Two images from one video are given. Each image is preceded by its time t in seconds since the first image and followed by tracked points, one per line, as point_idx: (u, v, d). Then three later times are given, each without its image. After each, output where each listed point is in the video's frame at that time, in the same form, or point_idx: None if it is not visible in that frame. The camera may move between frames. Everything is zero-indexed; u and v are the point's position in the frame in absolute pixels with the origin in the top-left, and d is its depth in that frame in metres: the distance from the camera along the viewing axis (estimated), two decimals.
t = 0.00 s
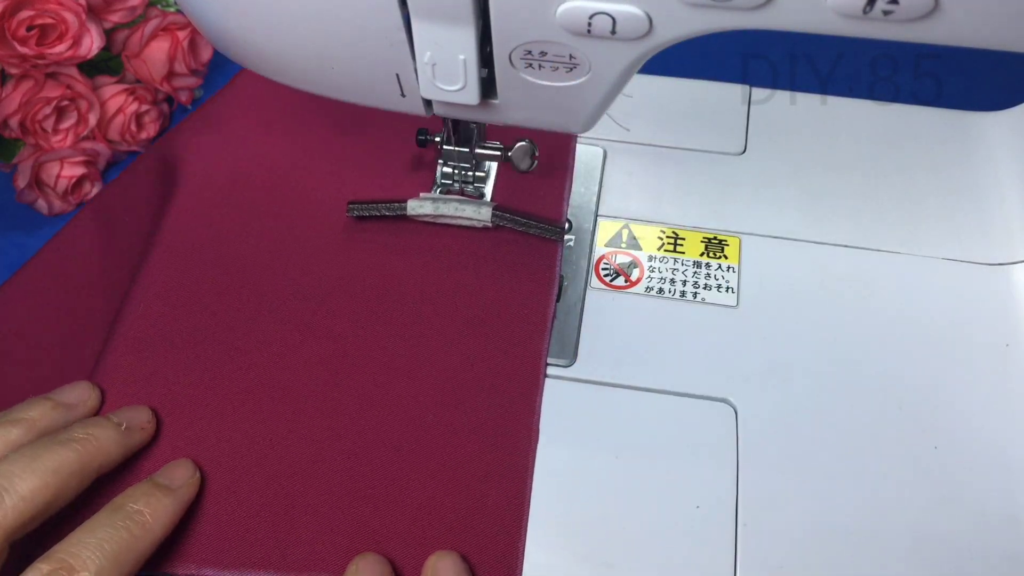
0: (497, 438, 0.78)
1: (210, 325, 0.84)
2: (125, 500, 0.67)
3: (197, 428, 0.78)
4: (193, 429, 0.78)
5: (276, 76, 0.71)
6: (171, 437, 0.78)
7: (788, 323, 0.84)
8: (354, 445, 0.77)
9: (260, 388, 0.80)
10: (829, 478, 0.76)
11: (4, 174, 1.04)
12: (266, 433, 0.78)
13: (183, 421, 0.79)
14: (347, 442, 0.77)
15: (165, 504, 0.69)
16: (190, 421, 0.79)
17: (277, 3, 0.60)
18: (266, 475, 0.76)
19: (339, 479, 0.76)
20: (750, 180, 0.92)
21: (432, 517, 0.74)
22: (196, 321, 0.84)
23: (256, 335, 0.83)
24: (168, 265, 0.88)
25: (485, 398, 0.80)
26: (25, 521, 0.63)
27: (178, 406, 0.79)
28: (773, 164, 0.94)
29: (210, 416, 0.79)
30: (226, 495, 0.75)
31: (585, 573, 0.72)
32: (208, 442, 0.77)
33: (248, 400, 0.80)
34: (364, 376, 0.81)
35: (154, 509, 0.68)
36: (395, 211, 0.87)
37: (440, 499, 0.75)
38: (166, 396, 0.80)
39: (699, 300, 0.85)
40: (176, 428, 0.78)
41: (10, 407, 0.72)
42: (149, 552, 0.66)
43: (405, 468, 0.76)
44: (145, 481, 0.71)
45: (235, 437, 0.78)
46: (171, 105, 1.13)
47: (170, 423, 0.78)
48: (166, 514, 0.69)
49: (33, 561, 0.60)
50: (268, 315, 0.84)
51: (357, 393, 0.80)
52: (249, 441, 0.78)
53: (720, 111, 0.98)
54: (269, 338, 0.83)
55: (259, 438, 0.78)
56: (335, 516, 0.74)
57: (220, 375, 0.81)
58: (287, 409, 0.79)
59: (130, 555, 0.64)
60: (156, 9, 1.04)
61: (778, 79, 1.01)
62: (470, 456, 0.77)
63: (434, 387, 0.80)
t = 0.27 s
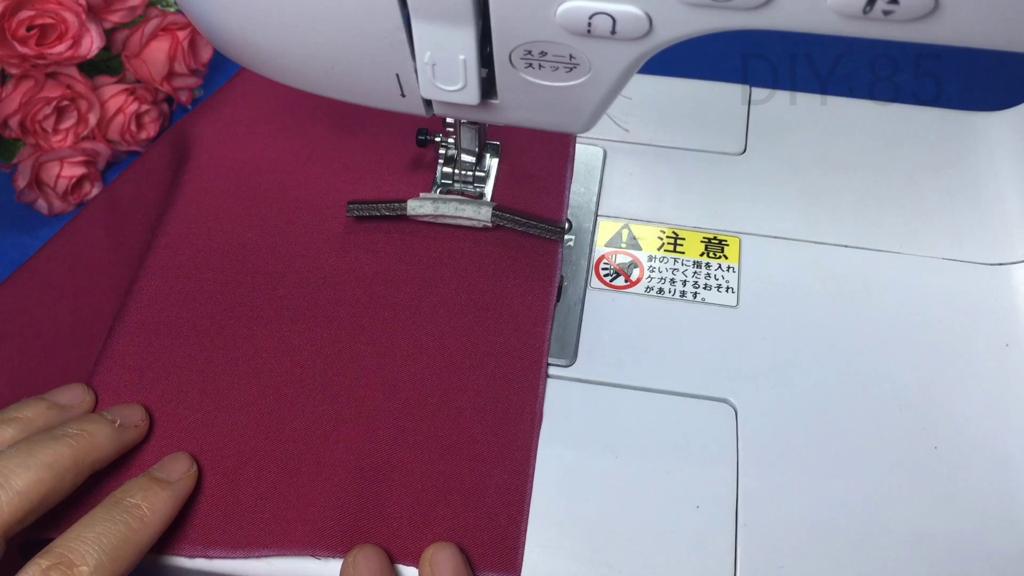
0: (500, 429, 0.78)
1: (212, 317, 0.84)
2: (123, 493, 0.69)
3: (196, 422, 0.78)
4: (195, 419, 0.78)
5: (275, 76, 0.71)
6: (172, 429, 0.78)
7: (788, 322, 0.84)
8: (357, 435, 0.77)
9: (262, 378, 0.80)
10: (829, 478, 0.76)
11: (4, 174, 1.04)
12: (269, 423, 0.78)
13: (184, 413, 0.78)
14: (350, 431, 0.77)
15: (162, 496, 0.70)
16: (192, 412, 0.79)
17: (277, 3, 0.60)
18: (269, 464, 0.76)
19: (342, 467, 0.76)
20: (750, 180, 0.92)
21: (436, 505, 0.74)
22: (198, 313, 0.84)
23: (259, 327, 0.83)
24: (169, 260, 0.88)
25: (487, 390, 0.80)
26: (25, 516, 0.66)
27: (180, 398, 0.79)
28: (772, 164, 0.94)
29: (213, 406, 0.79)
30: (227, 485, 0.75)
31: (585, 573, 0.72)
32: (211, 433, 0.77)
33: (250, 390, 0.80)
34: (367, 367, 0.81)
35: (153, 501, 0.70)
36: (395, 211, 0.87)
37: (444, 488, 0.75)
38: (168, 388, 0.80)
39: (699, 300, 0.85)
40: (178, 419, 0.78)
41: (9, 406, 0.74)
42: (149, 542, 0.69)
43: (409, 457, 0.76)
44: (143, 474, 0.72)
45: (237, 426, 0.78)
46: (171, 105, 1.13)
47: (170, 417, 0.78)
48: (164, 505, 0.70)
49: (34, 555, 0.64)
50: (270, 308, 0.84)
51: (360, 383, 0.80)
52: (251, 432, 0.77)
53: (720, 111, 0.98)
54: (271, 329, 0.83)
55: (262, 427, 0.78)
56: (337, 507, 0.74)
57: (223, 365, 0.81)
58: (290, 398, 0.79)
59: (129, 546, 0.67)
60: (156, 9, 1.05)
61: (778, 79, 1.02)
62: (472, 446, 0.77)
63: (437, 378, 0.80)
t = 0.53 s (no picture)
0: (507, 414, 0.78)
1: (219, 301, 0.84)
2: (140, 510, 0.68)
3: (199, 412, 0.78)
4: (203, 402, 0.78)
5: (275, 76, 0.71)
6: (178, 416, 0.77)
7: (788, 322, 0.84)
8: (366, 416, 0.78)
9: (270, 361, 0.80)
10: (829, 478, 0.76)
11: (4, 174, 1.04)
12: (277, 404, 0.78)
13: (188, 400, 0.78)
14: (358, 413, 0.78)
15: (179, 512, 0.70)
16: (198, 396, 0.79)
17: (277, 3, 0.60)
18: (278, 445, 0.76)
19: (351, 448, 0.76)
20: (750, 180, 0.92)
21: (444, 485, 0.75)
22: (206, 297, 0.84)
23: (266, 310, 0.83)
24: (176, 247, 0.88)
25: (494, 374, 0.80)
26: (39, 529, 0.65)
27: (186, 382, 0.79)
28: (772, 164, 0.94)
29: (219, 389, 0.79)
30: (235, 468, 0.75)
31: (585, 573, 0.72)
32: (219, 415, 0.78)
33: (258, 374, 0.80)
34: (375, 350, 0.81)
35: (171, 519, 0.69)
36: (395, 211, 0.87)
37: (452, 469, 0.75)
38: (174, 373, 0.80)
39: (699, 300, 0.85)
40: (183, 406, 0.78)
41: (24, 413, 0.73)
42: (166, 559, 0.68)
43: (417, 439, 0.77)
44: (162, 488, 0.71)
45: (245, 408, 0.78)
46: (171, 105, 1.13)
47: (176, 404, 0.78)
48: (181, 522, 0.69)
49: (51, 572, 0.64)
50: (276, 294, 0.84)
51: (368, 365, 0.80)
52: (259, 416, 0.78)
53: (720, 110, 0.98)
54: (278, 313, 0.83)
55: (270, 409, 0.78)
56: (344, 491, 0.74)
57: (230, 348, 0.81)
58: (298, 380, 0.79)
59: (146, 565, 0.66)
60: (156, 9, 1.05)
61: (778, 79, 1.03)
62: (480, 430, 0.77)
63: (445, 361, 0.80)
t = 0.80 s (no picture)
0: (505, 397, 0.79)
1: (221, 284, 0.85)
2: (139, 492, 0.69)
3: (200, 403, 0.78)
4: (205, 384, 0.79)
5: (275, 76, 0.71)
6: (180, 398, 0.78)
7: (787, 322, 0.84)
8: (367, 396, 0.79)
9: (272, 343, 0.81)
10: (829, 478, 0.76)
11: (4, 174, 1.04)
12: (279, 385, 0.79)
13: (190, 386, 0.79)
14: (360, 393, 0.79)
15: (177, 493, 0.70)
16: (201, 379, 0.79)
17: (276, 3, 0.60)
18: (279, 424, 0.77)
19: (351, 429, 0.77)
20: (750, 181, 0.92)
21: (443, 465, 0.75)
22: (208, 281, 0.85)
23: (268, 294, 0.84)
24: (177, 233, 0.89)
25: (494, 359, 0.81)
26: (43, 512, 0.66)
27: (188, 365, 0.80)
28: (772, 165, 0.94)
29: (222, 371, 0.80)
30: (237, 450, 0.76)
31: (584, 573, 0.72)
32: (221, 400, 0.78)
33: (260, 357, 0.80)
34: (375, 333, 0.82)
35: (169, 500, 0.69)
36: (395, 211, 0.87)
37: (451, 450, 0.76)
38: (176, 357, 0.80)
39: (698, 300, 0.85)
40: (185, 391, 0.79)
41: (25, 398, 0.74)
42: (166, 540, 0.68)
43: (417, 420, 0.78)
44: (159, 469, 0.72)
45: (247, 389, 0.79)
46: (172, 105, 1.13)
47: (177, 393, 0.79)
48: (180, 503, 0.70)
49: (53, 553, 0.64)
50: (278, 279, 0.85)
51: (369, 348, 0.81)
52: (260, 397, 0.78)
53: (720, 111, 0.98)
54: (279, 297, 0.84)
55: (272, 389, 0.79)
56: (346, 472, 0.75)
57: (233, 331, 0.82)
58: (300, 361, 0.80)
59: (145, 546, 0.66)
60: (156, 9, 1.05)
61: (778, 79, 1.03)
62: (478, 413, 0.78)
63: (445, 344, 0.81)
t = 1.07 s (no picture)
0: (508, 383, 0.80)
1: (228, 271, 0.86)
2: (152, 473, 0.70)
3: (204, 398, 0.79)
4: (214, 369, 0.80)
5: (275, 76, 0.71)
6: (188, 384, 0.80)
7: (788, 322, 0.84)
8: (374, 378, 0.80)
9: (279, 328, 0.82)
10: (829, 478, 0.76)
11: (4, 174, 1.04)
12: (286, 368, 0.80)
13: (196, 376, 0.80)
14: (367, 376, 0.80)
15: (189, 475, 0.71)
16: (208, 365, 0.81)
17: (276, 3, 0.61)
18: (288, 407, 0.79)
19: (357, 411, 0.78)
20: (750, 181, 0.92)
21: (446, 447, 0.77)
22: (215, 268, 0.86)
23: (275, 281, 0.85)
24: (183, 223, 0.90)
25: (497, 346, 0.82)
26: (59, 495, 0.67)
27: (196, 352, 0.81)
28: (772, 165, 0.94)
29: (229, 356, 0.81)
30: (244, 435, 0.77)
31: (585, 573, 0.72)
32: (230, 384, 0.80)
33: (267, 342, 0.82)
34: (381, 318, 0.83)
35: (182, 482, 0.71)
36: (395, 211, 0.86)
37: (455, 432, 0.77)
38: (183, 346, 0.82)
39: (699, 300, 0.85)
40: (192, 381, 0.80)
41: (35, 383, 0.75)
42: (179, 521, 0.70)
43: (421, 402, 0.79)
44: (169, 451, 0.73)
45: (254, 373, 0.80)
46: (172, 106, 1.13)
47: (186, 382, 0.80)
48: (192, 484, 0.71)
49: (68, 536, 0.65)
50: (284, 266, 0.86)
51: (375, 331, 0.82)
52: (266, 382, 0.80)
53: (720, 111, 0.98)
54: (286, 283, 0.85)
55: (279, 373, 0.80)
56: (354, 451, 0.76)
57: (241, 317, 0.83)
58: (306, 345, 0.82)
59: (161, 527, 0.68)
60: (156, 10, 1.05)
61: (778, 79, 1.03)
62: (483, 396, 0.79)
63: (449, 329, 0.83)
